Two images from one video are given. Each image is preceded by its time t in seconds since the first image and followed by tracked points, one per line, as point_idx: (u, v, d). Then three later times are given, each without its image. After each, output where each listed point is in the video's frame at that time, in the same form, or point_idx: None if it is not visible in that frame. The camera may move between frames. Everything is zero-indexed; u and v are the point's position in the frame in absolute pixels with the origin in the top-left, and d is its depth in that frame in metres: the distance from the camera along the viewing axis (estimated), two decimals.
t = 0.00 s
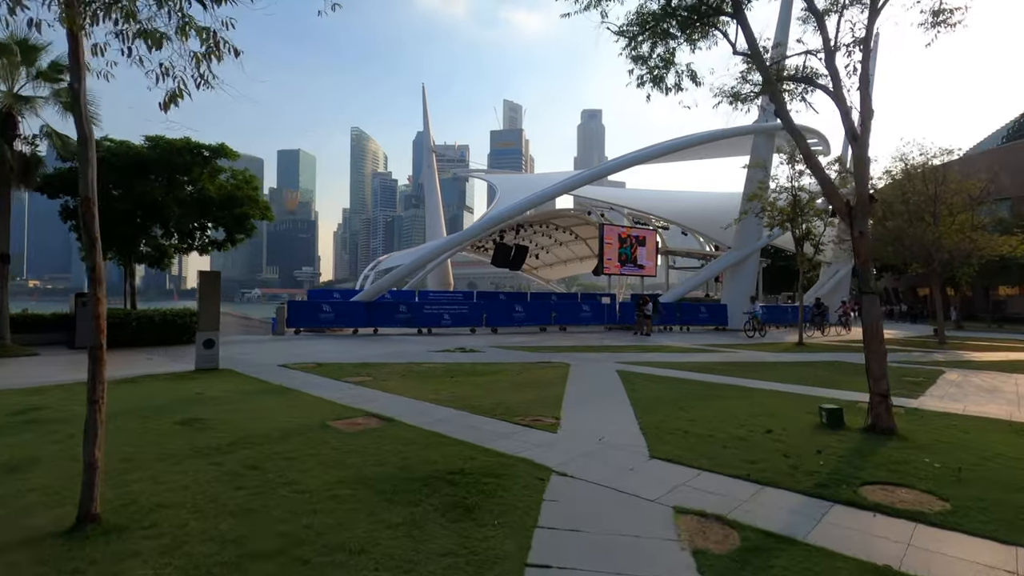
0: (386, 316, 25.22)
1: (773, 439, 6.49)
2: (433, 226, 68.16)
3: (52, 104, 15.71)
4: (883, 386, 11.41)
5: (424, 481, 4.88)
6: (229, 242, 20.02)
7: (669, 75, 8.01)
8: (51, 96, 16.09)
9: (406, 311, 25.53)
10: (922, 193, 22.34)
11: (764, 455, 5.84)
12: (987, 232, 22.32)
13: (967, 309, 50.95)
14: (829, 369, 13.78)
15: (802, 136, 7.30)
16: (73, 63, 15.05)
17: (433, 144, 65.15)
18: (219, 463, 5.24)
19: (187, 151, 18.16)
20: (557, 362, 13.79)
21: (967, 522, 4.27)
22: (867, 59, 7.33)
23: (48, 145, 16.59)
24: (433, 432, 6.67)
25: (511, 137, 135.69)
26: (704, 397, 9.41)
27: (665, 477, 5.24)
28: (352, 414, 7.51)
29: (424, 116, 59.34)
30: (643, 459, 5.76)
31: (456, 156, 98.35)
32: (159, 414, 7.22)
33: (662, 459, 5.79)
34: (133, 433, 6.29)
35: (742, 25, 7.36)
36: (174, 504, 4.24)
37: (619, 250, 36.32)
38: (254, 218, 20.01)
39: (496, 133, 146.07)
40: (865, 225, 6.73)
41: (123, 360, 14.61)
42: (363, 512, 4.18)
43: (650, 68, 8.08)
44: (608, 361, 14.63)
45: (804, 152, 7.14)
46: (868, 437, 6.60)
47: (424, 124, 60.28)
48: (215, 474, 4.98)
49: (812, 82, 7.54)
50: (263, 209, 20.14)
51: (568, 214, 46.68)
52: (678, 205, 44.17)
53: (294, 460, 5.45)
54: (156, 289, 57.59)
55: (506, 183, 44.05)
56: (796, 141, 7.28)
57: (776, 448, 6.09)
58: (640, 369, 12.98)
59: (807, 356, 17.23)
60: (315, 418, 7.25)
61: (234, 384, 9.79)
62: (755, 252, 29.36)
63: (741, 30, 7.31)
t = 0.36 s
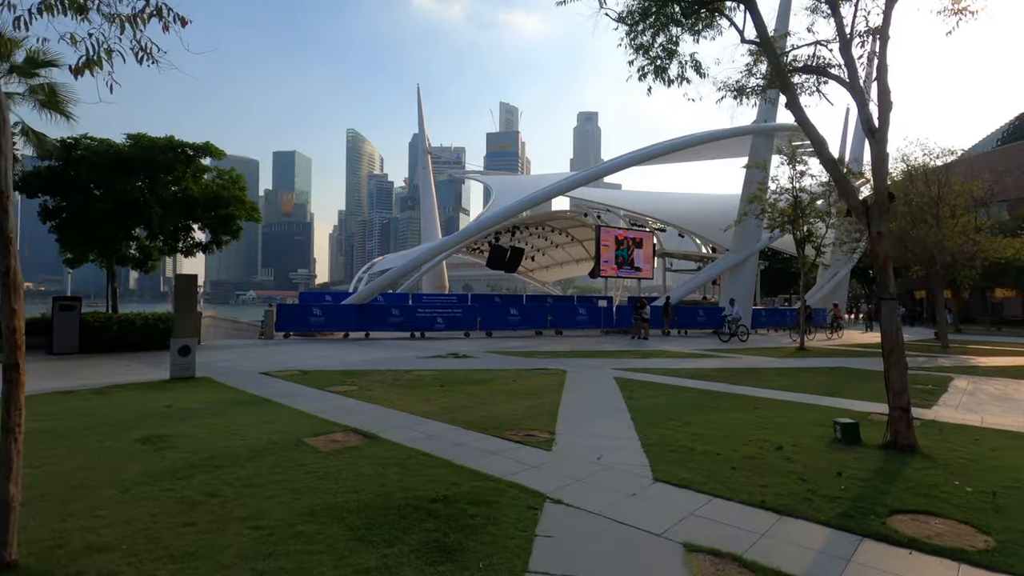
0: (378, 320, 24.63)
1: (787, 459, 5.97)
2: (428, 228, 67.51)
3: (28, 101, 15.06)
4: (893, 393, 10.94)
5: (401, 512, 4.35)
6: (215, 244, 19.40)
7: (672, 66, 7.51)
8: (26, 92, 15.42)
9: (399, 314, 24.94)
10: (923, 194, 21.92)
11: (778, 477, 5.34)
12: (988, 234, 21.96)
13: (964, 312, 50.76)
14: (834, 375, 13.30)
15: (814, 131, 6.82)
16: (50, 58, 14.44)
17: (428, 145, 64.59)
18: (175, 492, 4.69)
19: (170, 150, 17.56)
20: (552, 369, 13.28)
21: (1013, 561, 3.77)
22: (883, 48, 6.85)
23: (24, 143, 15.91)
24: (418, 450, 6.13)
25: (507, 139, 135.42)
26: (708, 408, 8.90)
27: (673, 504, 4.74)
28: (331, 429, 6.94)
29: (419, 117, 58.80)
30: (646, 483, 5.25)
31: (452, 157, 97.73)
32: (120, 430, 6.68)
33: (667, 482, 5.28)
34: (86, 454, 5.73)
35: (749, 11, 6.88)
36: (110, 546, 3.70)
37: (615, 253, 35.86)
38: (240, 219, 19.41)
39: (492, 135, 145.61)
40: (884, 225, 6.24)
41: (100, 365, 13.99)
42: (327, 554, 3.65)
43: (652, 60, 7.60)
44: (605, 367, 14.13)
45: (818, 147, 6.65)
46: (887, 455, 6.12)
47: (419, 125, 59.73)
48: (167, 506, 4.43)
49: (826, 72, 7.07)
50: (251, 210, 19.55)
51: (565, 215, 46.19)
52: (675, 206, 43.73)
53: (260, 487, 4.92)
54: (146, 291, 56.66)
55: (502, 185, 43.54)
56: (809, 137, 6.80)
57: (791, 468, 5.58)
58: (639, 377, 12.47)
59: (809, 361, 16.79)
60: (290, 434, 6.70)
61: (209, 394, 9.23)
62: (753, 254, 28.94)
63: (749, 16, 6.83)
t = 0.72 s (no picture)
0: (369, 323, 24.06)
1: (799, 477, 5.51)
2: (422, 230, 66.97)
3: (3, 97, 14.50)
4: (902, 401, 10.46)
5: (371, 544, 3.86)
6: (200, 246, 18.84)
7: (672, 56, 7.12)
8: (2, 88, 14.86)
9: (391, 317, 24.38)
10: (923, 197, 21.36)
11: (792, 499, 4.87)
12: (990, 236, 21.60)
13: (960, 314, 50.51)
14: (837, 381, 12.86)
15: (824, 122, 6.37)
16: (25, 52, 13.93)
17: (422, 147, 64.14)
18: (120, 522, 4.20)
19: (152, 148, 17.03)
20: (547, 375, 12.77)
21: None
22: (899, 34, 6.42)
23: None
24: (397, 468, 5.63)
25: (502, 141, 135.26)
26: (711, 418, 8.42)
27: (676, 531, 4.27)
28: (305, 443, 6.44)
29: (414, 118, 58.35)
30: (647, 506, 4.78)
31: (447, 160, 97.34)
32: (76, 446, 6.18)
33: (669, 505, 4.82)
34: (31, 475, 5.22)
35: None
36: None
37: (611, 255, 35.42)
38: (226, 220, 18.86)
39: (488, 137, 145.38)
40: (901, 224, 5.80)
41: (76, 372, 13.45)
42: None
43: (650, 49, 7.15)
44: (601, 373, 13.66)
45: (829, 139, 6.20)
46: (906, 472, 5.66)
47: (414, 126, 59.27)
48: (106, 539, 3.93)
49: (835, 61, 6.63)
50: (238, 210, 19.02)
51: (560, 217, 45.78)
52: (671, 207, 43.35)
53: (216, 515, 4.41)
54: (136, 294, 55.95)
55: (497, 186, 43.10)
56: (819, 129, 6.35)
57: (804, 488, 5.13)
58: (636, 383, 11.99)
59: (810, 365, 16.34)
60: (260, 450, 6.18)
61: (182, 405, 8.71)
62: (751, 257, 28.53)
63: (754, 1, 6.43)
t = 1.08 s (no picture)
0: (363, 326, 23.58)
1: (817, 496, 5.05)
2: (419, 231, 66.45)
3: None
4: (914, 407, 10.01)
5: None
6: (187, 246, 18.30)
7: (676, 43, 6.81)
8: None
9: (384, 320, 23.89)
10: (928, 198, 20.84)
11: (813, 523, 4.41)
12: (993, 239, 21.24)
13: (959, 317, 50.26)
14: (845, 387, 12.38)
15: (841, 111, 5.94)
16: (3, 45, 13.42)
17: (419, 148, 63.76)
18: (57, 555, 3.72)
19: (136, 145, 16.48)
20: (543, 380, 12.30)
21: None
22: (921, 17, 6.02)
23: None
24: (379, 486, 5.14)
25: (500, 144, 135.26)
26: (716, 426, 7.98)
27: (686, 562, 3.81)
28: (281, 458, 5.95)
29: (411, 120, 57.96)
30: (652, 531, 4.33)
31: (444, 162, 96.96)
32: (30, 462, 5.68)
33: (677, 529, 4.35)
34: None
35: None
36: None
37: (609, 257, 35.00)
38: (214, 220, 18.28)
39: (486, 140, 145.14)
40: (925, 219, 5.37)
41: (54, 376, 12.93)
42: None
43: (653, 34, 6.73)
44: (600, 378, 13.18)
45: (847, 129, 5.76)
46: (933, 490, 5.20)
47: (410, 127, 58.84)
48: None
49: (852, 46, 6.21)
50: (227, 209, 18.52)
51: (558, 219, 45.37)
52: (670, 209, 42.98)
53: (170, 544, 3.94)
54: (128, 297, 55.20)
55: (494, 188, 42.68)
56: (836, 118, 5.92)
57: (826, 511, 4.66)
58: (636, 389, 11.53)
59: (813, 370, 15.92)
60: (231, 465, 5.69)
61: (156, 413, 8.22)
62: (751, 258, 28.18)
63: None
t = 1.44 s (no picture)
0: (355, 330, 22.99)
1: (842, 524, 4.55)
2: (414, 234, 65.84)
3: None
4: (929, 417, 9.51)
5: None
6: (171, 248, 17.69)
7: (680, 29, 6.40)
8: None
9: (377, 324, 23.31)
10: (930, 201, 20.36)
11: (843, 559, 3.91)
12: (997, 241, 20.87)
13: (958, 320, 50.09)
14: (853, 394, 11.87)
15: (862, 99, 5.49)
16: None
17: (414, 150, 63.25)
18: None
19: (118, 144, 15.91)
20: (539, 388, 11.75)
21: None
22: None
23: None
24: (354, 514, 4.61)
25: (496, 147, 135.24)
26: (723, 439, 7.47)
27: None
28: (250, 479, 5.41)
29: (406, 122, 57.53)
30: (660, 567, 3.82)
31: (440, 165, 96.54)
32: None
33: (689, 565, 3.85)
34: None
35: None
36: None
37: (606, 260, 34.54)
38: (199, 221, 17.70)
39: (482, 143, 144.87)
40: (956, 218, 4.91)
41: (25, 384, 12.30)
42: None
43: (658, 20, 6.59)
44: (598, 385, 12.63)
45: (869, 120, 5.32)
46: (967, 516, 4.72)
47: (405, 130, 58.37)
48: None
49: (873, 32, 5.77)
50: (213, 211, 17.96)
51: (554, 222, 44.89)
52: (667, 211, 42.58)
53: None
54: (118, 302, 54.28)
55: (489, 189, 42.21)
56: (856, 108, 5.46)
57: (854, 543, 4.16)
58: (636, 398, 11.01)
59: (818, 375, 15.46)
60: (192, 488, 5.16)
61: (123, 426, 7.65)
62: (750, 260, 27.77)
63: None
